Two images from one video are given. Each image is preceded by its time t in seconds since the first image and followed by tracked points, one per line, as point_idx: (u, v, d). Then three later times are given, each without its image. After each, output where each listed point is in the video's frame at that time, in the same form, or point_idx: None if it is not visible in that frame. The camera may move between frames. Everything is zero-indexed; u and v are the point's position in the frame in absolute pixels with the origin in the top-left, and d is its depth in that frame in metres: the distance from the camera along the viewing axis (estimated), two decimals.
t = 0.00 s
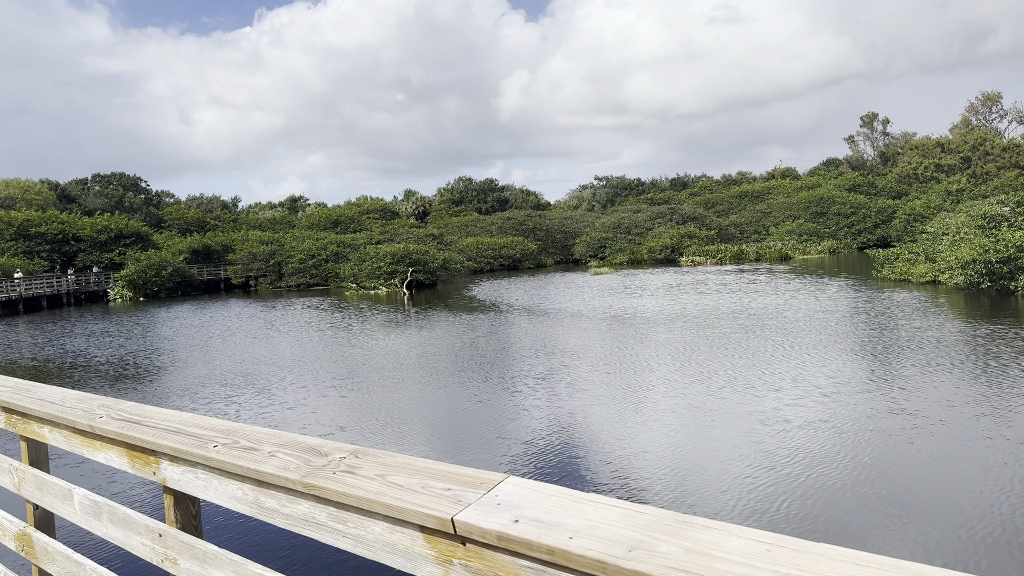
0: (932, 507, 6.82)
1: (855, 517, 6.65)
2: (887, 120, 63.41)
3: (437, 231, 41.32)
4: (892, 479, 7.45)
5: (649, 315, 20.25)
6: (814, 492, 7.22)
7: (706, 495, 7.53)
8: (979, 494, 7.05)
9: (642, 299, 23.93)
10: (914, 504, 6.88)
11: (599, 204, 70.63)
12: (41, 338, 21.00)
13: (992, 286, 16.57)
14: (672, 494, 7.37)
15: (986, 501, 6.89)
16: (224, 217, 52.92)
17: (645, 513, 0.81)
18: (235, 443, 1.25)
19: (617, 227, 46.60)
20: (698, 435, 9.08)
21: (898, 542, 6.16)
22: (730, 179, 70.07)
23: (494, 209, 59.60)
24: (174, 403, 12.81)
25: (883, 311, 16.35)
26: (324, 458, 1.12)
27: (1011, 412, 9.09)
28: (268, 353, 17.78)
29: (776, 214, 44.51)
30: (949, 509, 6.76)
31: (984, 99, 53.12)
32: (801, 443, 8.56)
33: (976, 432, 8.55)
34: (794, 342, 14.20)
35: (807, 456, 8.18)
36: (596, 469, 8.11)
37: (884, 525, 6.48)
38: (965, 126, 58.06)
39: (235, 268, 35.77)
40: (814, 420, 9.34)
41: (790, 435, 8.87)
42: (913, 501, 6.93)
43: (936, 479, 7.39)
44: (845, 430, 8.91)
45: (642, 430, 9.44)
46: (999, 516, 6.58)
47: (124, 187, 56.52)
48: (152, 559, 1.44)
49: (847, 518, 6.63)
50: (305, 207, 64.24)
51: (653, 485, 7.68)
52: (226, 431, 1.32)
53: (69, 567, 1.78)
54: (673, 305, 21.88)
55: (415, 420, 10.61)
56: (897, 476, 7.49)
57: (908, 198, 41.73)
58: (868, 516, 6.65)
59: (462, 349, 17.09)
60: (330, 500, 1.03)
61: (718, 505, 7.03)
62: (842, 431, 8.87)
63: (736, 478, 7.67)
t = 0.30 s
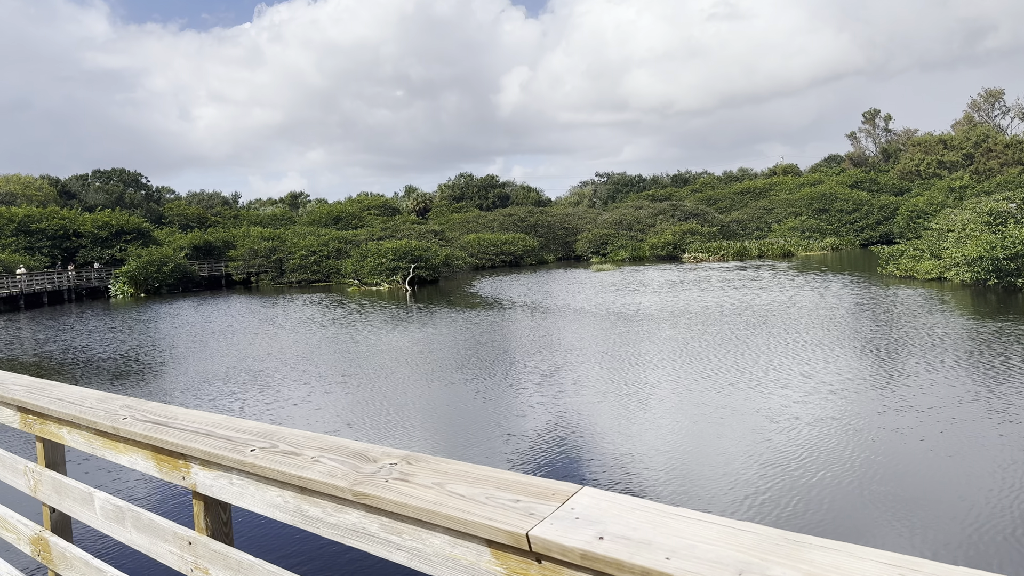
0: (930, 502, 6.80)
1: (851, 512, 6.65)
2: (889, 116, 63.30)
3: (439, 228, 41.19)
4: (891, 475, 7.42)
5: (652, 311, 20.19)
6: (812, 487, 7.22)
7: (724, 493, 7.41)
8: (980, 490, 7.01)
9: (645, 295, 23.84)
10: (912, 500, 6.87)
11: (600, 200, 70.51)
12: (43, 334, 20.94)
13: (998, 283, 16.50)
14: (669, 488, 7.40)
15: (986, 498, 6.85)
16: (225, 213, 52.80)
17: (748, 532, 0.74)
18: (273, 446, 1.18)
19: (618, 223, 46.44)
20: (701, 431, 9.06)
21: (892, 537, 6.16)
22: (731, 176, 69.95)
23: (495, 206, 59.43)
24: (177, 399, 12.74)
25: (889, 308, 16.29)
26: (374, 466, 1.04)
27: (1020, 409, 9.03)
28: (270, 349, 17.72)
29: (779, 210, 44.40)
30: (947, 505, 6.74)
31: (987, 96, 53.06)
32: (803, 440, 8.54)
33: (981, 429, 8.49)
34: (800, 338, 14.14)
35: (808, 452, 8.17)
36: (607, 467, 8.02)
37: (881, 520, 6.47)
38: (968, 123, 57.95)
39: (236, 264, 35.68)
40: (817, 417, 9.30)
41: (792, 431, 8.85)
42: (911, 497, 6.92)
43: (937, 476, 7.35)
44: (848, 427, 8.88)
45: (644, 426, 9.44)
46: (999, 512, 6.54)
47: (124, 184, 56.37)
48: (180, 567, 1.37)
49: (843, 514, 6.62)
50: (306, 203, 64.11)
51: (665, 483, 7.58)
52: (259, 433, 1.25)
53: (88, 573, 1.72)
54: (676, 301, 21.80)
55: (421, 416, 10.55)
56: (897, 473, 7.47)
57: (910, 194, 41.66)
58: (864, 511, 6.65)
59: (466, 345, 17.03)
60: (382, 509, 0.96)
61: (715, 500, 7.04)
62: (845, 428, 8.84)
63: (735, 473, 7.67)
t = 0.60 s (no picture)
0: (934, 500, 6.73)
1: (850, 508, 6.63)
2: (893, 113, 63.00)
3: (442, 224, 41.06)
4: (896, 473, 7.36)
5: (657, 308, 20.08)
6: (814, 484, 7.17)
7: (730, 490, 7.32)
8: (986, 489, 6.93)
9: (650, 292, 23.72)
10: (915, 497, 6.81)
11: (603, 196, 70.31)
12: (46, 329, 20.90)
13: (1007, 280, 16.38)
14: (668, 483, 7.39)
15: (993, 497, 6.77)
16: (228, 208, 52.71)
17: (873, 555, 0.66)
18: (315, 451, 1.09)
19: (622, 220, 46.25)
20: (707, 427, 9.01)
21: (890, 534, 6.12)
22: (735, 172, 69.70)
23: (498, 202, 59.28)
24: (181, 395, 12.68)
25: (897, 305, 16.17)
26: (430, 474, 0.96)
27: None
28: (275, 345, 17.66)
29: (783, 207, 44.21)
30: (953, 504, 6.66)
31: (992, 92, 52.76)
32: (809, 437, 8.48)
33: (991, 427, 8.40)
34: (807, 335, 14.05)
35: (814, 449, 8.11)
36: (615, 463, 7.94)
37: (880, 517, 6.43)
38: (973, 119, 57.65)
39: (240, 260, 35.62)
40: (825, 414, 9.23)
41: (799, 429, 8.79)
42: (913, 494, 6.86)
43: (943, 474, 7.27)
44: (856, 425, 8.80)
45: (650, 422, 9.39)
46: (1002, 511, 6.47)
47: (127, 179, 56.33)
48: None
49: (842, 510, 6.59)
50: (308, 199, 63.99)
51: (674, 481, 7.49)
52: (295, 437, 1.17)
53: None
54: (681, 297, 21.69)
55: (427, 412, 10.48)
56: (904, 470, 7.39)
57: (916, 191, 41.44)
58: (864, 507, 6.62)
59: (470, 341, 16.96)
60: (440, 523, 0.88)
61: (714, 494, 7.03)
62: (853, 426, 8.76)
63: (737, 469, 7.65)
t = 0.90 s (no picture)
0: (952, 501, 6.62)
1: (867, 507, 6.52)
2: (903, 110, 62.50)
3: (449, 220, 40.93)
4: (909, 472, 7.26)
5: (667, 305, 19.94)
6: (825, 483, 7.09)
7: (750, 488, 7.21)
8: (1007, 489, 6.81)
9: (659, 289, 23.56)
10: (928, 497, 6.71)
11: (610, 192, 70.01)
12: (55, 324, 20.93)
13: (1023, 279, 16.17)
14: (677, 480, 7.34)
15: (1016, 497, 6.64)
16: (235, 203, 52.78)
17: None
18: (374, 462, 1.01)
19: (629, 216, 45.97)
20: (721, 426, 8.90)
21: (908, 534, 6.02)
22: (743, 169, 69.30)
23: (505, 197, 59.11)
24: (191, 391, 12.65)
25: (910, 303, 16.00)
26: (507, 492, 0.87)
27: None
28: (283, 341, 17.62)
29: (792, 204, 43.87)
30: (974, 505, 6.54)
31: (1004, 89, 52.23)
32: (825, 436, 8.36)
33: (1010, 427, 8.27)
34: (819, 333, 13.91)
35: (826, 448, 8.02)
36: (629, 461, 7.84)
37: (891, 516, 6.35)
38: (984, 116, 57.09)
39: (247, 256, 35.61)
40: (841, 413, 9.11)
41: (813, 428, 8.68)
42: (931, 495, 6.75)
43: (961, 474, 7.16)
44: (872, 424, 8.68)
45: (662, 420, 9.30)
46: None
47: (135, 174, 56.42)
48: None
49: (862, 510, 6.48)
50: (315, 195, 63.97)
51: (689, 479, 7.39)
52: (350, 445, 1.09)
53: None
54: (691, 294, 21.53)
55: (437, 409, 10.41)
56: (923, 470, 7.27)
57: (926, 188, 41.07)
58: (881, 507, 6.51)
59: (479, 338, 16.88)
60: (525, 547, 0.80)
61: (724, 492, 6.96)
62: (869, 425, 8.64)
63: (754, 468, 7.54)
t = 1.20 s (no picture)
0: (973, 498, 6.53)
1: (886, 504, 6.43)
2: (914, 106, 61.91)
3: (457, 215, 40.82)
4: (927, 469, 7.17)
5: (676, 301, 19.81)
6: (837, 478, 7.03)
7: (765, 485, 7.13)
8: None
9: (669, 285, 23.41)
10: (943, 493, 6.64)
11: (618, 188, 69.72)
12: (65, 317, 20.98)
13: None
14: (690, 475, 7.28)
15: None
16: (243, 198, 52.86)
17: None
18: (438, 460, 0.95)
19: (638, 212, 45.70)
20: (736, 422, 8.81)
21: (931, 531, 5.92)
22: (753, 164, 68.78)
23: (512, 192, 58.86)
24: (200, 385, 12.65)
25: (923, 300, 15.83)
26: (593, 495, 0.81)
27: None
28: (292, 335, 17.60)
29: (802, 200, 43.53)
30: (997, 501, 6.44)
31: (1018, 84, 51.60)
32: (842, 433, 8.26)
33: None
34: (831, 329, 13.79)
35: (842, 445, 7.93)
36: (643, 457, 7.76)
37: (905, 513, 6.28)
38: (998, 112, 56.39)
39: (255, 250, 35.61)
40: (856, 410, 9.00)
41: (829, 424, 8.58)
42: (952, 492, 6.65)
43: (982, 471, 7.05)
44: (890, 421, 8.56)
45: (674, 416, 9.23)
46: None
47: (144, 168, 56.57)
48: None
49: (882, 507, 6.38)
50: (323, 190, 64.01)
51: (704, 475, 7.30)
52: (408, 442, 1.03)
53: None
54: (701, 291, 21.36)
55: (447, 403, 10.39)
56: (943, 467, 7.17)
57: (938, 185, 40.58)
58: (901, 504, 6.41)
59: (488, 333, 16.82)
60: (618, 556, 0.74)
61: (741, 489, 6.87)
62: (885, 421, 8.54)
63: (770, 465, 7.44)
